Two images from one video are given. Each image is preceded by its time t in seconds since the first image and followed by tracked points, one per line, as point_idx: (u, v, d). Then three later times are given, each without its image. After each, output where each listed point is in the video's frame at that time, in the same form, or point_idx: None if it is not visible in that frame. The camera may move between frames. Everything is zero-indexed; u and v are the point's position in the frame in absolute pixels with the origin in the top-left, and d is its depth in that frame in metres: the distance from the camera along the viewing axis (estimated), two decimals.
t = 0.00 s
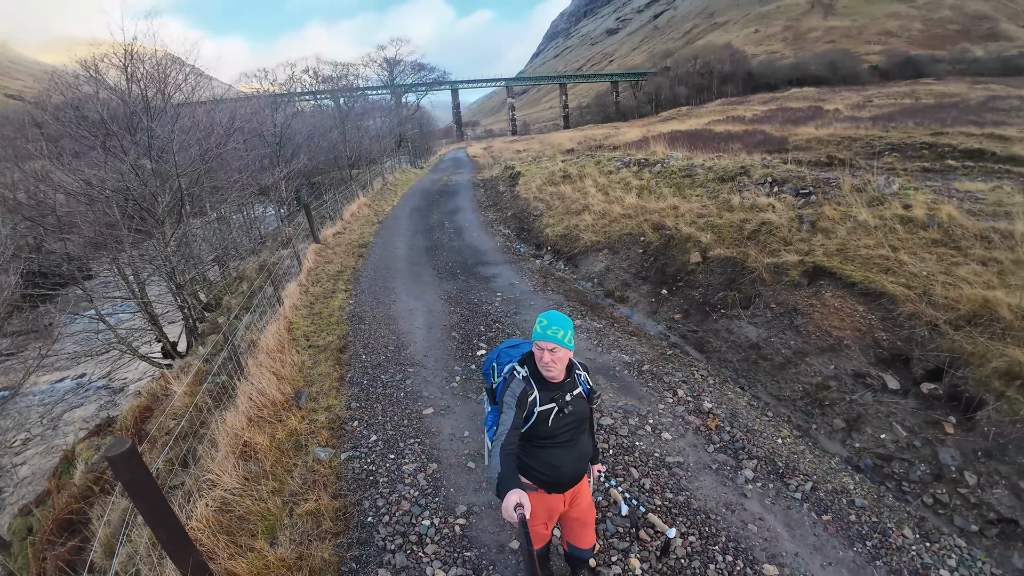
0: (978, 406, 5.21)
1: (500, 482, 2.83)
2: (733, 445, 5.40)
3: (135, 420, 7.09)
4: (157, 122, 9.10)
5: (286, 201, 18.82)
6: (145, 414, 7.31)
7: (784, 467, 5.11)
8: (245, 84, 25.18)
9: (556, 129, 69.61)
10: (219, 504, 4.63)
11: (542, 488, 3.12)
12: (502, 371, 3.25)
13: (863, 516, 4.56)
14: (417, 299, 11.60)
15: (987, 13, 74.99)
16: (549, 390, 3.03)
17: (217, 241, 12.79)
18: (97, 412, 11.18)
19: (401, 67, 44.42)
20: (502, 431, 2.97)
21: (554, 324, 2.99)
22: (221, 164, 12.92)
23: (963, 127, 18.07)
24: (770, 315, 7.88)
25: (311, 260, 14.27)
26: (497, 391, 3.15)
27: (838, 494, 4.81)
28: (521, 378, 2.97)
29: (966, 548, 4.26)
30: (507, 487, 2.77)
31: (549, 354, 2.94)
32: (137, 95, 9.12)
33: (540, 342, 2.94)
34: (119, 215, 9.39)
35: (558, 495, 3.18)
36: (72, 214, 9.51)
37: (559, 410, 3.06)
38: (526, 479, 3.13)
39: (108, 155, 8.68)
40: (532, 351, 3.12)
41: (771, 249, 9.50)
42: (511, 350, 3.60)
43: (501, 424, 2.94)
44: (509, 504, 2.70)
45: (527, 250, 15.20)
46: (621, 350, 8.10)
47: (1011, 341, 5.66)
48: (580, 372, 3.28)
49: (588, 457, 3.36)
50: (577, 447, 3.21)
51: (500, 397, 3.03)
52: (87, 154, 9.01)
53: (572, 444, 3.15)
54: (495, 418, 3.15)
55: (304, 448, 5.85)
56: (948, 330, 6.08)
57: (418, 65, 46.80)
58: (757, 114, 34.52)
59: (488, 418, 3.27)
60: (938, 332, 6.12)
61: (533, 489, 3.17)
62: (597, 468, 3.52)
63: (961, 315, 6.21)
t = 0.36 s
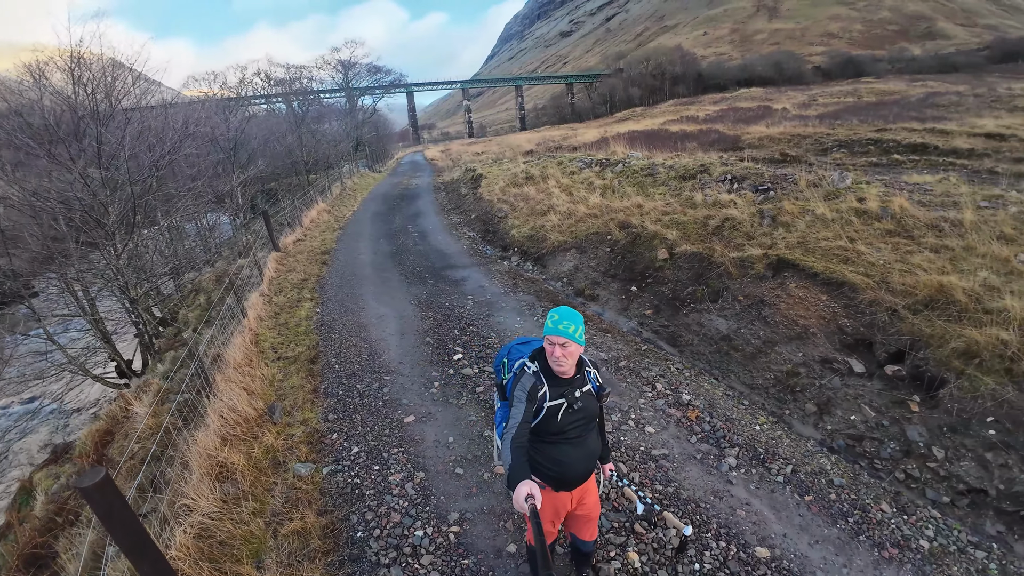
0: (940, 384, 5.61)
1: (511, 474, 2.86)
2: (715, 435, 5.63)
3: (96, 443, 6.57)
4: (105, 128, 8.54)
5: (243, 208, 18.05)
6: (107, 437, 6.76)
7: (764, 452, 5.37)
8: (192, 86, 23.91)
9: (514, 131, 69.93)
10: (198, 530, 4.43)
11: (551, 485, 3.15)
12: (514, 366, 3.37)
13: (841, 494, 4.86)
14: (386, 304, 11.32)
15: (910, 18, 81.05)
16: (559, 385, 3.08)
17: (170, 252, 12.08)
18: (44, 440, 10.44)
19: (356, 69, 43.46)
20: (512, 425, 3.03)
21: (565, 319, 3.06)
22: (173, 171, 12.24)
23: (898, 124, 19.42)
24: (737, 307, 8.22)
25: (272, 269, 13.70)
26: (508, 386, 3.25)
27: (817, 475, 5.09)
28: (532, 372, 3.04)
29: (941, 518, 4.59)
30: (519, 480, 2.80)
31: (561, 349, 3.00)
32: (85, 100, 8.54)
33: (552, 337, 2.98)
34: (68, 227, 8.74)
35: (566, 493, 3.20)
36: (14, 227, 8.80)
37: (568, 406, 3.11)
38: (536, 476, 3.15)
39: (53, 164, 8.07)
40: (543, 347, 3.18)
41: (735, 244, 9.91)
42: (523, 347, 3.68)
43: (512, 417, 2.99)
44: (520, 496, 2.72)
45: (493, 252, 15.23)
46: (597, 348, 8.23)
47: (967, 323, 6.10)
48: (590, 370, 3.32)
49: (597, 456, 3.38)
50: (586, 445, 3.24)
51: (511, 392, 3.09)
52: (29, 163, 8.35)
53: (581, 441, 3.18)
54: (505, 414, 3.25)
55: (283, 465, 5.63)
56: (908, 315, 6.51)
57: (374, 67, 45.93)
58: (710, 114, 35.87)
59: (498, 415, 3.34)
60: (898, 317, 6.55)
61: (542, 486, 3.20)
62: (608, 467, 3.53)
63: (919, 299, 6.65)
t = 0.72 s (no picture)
0: (903, 370, 6.01)
1: (512, 477, 2.87)
2: (694, 430, 5.82)
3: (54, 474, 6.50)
4: (47, 134, 7.95)
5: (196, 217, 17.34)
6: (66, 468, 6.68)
7: (743, 444, 5.59)
8: (135, 87, 22.54)
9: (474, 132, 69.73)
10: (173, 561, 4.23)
11: (553, 489, 3.18)
12: (516, 370, 3.34)
13: (817, 480, 5.11)
14: (354, 312, 10.87)
15: (843, 24, 86.48)
16: (561, 388, 3.10)
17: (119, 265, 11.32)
18: None
19: (310, 70, 42.20)
20: (515, 428, 3.06)
21: (569, 323, 3.09)
22: (122, 178, 11.51)
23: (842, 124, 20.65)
24: (706, 303, 8.52)
25: (230, 279, 13.03)
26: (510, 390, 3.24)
27: (794, 463, 5.33)
28: (535, 375, 3.06)
29: (914, 499, 4.90)
30: (520, 480, 2.81)
31: (569, 352, 3.03)
32: (27, 106, 7.94)
33: (559, 342, 3.02)
34: (6, 241, 8.06)
35: (568, 497, 3.22)
36: None
37: (570, 409, 3.12)
38: (538, 480, 3.15)
39: None
40: (546, 350, 3.18)
41: (700, 242, 10.26)
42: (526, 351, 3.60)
43: (514, 420, 3.01)
44: (521, 497, 2.73)
45: (460, 256, 15.11)
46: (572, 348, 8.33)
47: (925, 311, 6.53)
48: (592, 374, 3.33)
49: (599, 460, 3.40)
50: (588, 449, 3.25)
51: (513, 395, 3.10)
52: None
53: (583, 445, 3.19)
54: (507, 418, 3.25)
55: (258, 487, 5.38)
56: (869, 305, 6.93)
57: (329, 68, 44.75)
58: (665, 115, 36.97)
59: (500, 418, 3.36)
60: (860, 308, 6.97)
61: (543, 490, 3.20)
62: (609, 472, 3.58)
63: (879, 290, 7.08)
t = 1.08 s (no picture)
0: (869, 360, 6.39)
1: (517, 484, 2.92)
2: (675, 427, 5.98)
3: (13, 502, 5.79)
4: None
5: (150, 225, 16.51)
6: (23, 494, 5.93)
7: (722, 439, 5.78)
8: (79, 89, 21.19)
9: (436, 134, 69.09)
10: None
11: (555, 495, 3.19)
12: (519, 376, 3.29)
13: (795, 469, 5.34)
14: (321, 321, 10.53)
15: (788, 28, 90.92)
16: (565, 395, 3.10)
17: (66, 280, 10.61)
18: None
19: (265, 70, 40.71)
20: (518, 435, 3.05)
21: (577, 329, 3.03)
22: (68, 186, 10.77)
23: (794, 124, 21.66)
24: (678, 301, 8.77)
25: (187, 290, 12.36)
26: (513, 397, 3.23)
27: (772, 454, 5.55)
28: (538, 382, 3.05)
29: (887, 483, 5.19)
30: (525, 488, 2.87)
31: (580, 359, 2.97)
32: None
33: (570, 350, 2.94)
34: None
35: (571, 503, 3.25)
36: None
37: (574, 416, 3.12)
38: (541, 486, 3.18)
39: None
40: (549, 356, 3.13)
41: (669, 241, 10.54)
42: (528, 356, 3.49)
43: (517, 426, 3.02)
44: (527, 506, 2.80)
45: (427, 260, 14.90)
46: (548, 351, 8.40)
47: (887, 303, 6.95)
48: (596, 379, 3.34)
49: (602, 466, 3.42)
50: (592, 454, 3.27)
51: (516, 401, 3.11)
52: None
53: (586, 451, 3.21)
54: (510, 424, 3.25)
55: (232, 511, 5.14)
56: (834, 299, 7.31)
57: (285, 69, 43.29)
58: (625, 115, 37.70)
59: (502, 424, 3.36)
60: (826, 302, 7.34)
61: (547, 496, 3.23)
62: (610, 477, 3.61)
63: (843, 284, 7.48)
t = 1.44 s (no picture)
0: (838, 351, 6.69)
1: (511, 484, 2.91)
2: (656, 423, 6.09)
3: None
4: None
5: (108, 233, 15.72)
6: None
7: (703, 433, 5.93)
8: (31, 92, 20.03)
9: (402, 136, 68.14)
10: None
11: (552, 494, 3.19)
12: (515, 374, 3.28)
13: (774, 459, 5.53)
14: (292, 327, 10.19)
15: (745, 32, 94.29)
16: (561, 394, 3.08)
17: (14, 291, 9.91)
18: None
19: (223, 70, 39.23)
20: (514, 434, 3.05)
21: (574, 328, 2.99)
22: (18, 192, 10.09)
23: (756, 124, 22.44)
24: (652, 299, 8.97)
25: (148, 299, 11.76)
26: (509, 396, 3.22)
27: (752, 446, 5.73)
28: (534, 381, 3.04)
29: (862, 469, 5.44)
30: (519, 488, 2.85)
31: (577, 357, 2.94)
32: None
33: (564, 350, 2.92)
34: None
35: (567, 502, 3.25)
36: None
37: (570, 415, 3.12)
38: (537, 485, 3.18)
39: None
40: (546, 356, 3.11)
41: (641, 240, 10.75)
42: (524, 354, 3.47)
43: (513, 425, 3.01)
44: (520, 505, 2.78)
45: (397, 263, 14.66)
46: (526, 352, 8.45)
47: (854, 295, 7.28)
48: (592, 378, 3.33)
49: (599, 464, 3.41)
50: (588, 454, 3.27)
51: (512, 400, 3.10)
52: None
53: (582, 450, 3.20)
54: (506, 422, 3.23)
55: (208, 530, 4.90)
56: (804, 293, 7.62)
57: (245, 69, 41.85)
58: (591, 117, 38.25)
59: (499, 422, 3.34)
60: (796, 296, 7.65)
61: (543, 495, 3.23)
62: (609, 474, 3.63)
63: (811, 279, 7.81)
